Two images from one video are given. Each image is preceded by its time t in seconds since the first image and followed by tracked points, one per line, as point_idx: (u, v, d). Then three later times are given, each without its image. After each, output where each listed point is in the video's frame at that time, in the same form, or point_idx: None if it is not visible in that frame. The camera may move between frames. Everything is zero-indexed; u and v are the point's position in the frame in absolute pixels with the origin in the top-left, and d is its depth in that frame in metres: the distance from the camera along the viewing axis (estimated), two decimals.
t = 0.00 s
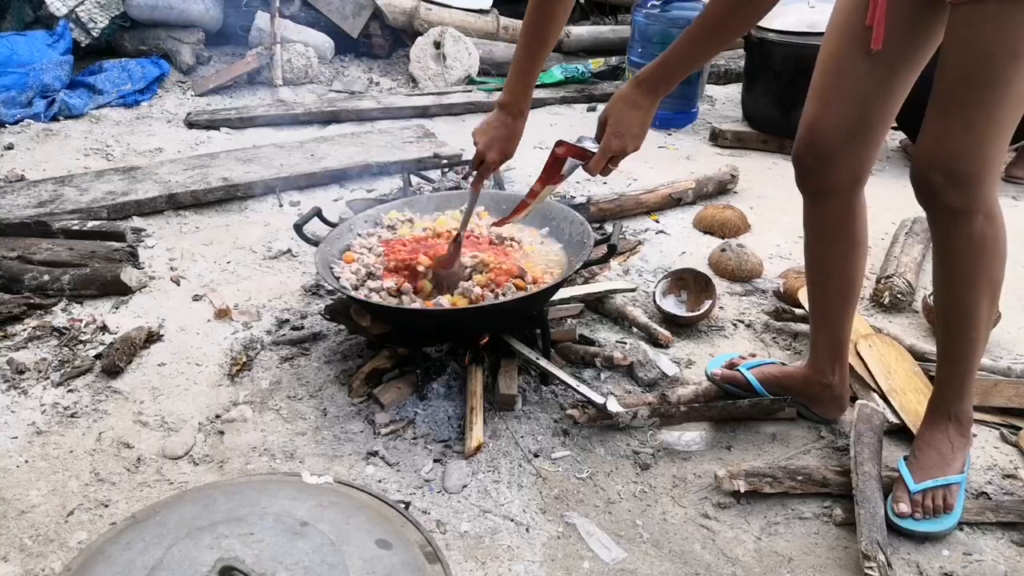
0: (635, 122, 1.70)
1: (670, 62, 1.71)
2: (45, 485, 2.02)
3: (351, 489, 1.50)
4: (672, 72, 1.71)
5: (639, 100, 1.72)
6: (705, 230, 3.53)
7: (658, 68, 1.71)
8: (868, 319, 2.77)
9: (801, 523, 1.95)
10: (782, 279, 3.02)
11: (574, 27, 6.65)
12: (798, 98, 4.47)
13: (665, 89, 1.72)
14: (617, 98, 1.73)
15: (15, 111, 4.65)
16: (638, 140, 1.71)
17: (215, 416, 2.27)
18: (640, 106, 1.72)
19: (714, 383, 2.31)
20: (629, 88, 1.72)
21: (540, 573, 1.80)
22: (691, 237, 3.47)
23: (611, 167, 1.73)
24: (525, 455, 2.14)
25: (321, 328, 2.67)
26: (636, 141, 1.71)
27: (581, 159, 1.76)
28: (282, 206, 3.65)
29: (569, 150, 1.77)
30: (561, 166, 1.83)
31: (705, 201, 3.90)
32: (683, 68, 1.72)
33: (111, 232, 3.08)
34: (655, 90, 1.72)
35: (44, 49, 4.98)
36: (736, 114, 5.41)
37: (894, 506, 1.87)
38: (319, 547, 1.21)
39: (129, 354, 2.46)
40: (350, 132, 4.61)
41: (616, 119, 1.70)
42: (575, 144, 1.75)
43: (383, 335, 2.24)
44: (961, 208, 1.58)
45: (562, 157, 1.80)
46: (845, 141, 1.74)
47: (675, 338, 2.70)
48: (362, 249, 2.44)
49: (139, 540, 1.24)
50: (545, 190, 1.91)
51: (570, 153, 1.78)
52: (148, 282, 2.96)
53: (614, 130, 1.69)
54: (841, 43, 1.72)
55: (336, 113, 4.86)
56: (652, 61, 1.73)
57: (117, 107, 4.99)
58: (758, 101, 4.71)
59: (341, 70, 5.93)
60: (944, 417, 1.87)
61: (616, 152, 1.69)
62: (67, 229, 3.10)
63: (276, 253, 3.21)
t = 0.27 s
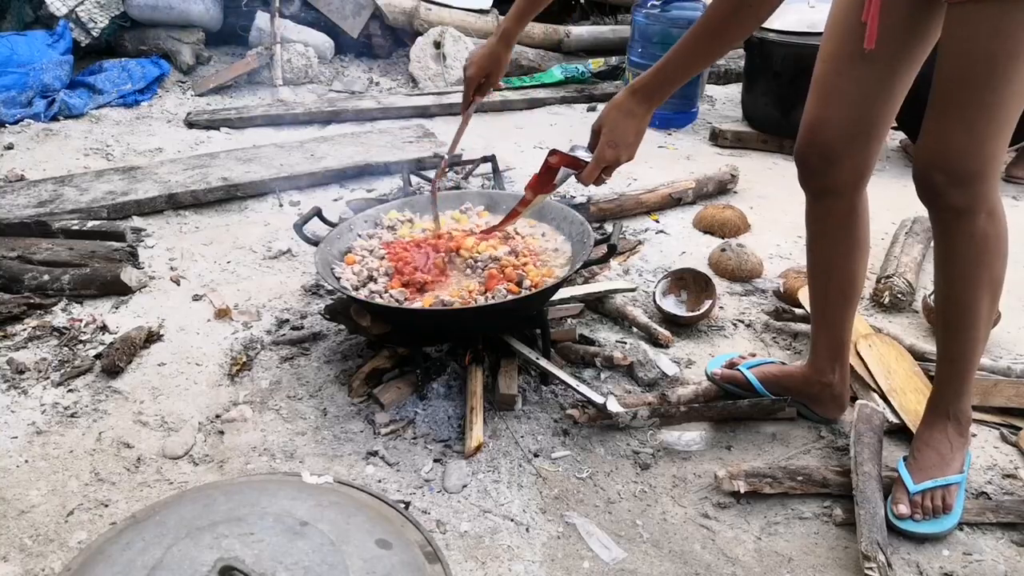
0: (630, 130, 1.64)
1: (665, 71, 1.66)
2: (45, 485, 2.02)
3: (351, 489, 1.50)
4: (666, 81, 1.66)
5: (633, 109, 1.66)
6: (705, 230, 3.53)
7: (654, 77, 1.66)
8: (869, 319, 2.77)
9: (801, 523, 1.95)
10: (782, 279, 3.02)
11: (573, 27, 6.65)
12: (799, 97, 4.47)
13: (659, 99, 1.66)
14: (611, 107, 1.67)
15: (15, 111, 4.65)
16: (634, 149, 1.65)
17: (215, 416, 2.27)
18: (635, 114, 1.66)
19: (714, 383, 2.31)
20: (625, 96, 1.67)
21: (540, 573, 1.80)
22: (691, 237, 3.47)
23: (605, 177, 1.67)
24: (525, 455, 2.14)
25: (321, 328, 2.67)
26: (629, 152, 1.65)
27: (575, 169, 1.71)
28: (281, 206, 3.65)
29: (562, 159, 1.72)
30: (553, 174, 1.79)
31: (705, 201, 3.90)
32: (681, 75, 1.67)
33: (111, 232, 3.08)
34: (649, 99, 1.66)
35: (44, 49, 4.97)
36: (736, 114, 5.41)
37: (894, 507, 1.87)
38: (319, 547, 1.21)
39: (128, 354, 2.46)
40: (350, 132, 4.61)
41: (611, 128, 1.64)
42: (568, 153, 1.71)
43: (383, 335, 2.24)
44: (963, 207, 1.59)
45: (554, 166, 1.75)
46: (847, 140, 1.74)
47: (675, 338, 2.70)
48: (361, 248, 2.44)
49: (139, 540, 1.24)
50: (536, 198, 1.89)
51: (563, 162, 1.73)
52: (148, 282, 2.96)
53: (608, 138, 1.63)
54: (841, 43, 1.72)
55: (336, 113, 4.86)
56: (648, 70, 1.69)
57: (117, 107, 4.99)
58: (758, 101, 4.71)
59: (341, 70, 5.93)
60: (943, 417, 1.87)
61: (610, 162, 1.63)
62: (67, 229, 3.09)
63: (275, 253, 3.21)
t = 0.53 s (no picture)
0: (637, 147, 1.61)
1: (668, 88, 1.64)
2: (45, 485, 2.02)
3: (351, 489, 1.50)
4: (671, 98, 1.64)
5: (638, 126, 1.63)
6: (705, 230, 3.53)
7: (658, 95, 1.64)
8: (868, 319, 2.77)
9: (801, 524, 1.95)
10: (782, 279, 3.02)
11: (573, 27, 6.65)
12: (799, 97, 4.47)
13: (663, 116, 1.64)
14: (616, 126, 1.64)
15: (15, 111, 4.65)
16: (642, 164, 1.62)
17: (215, 416, 2.27)
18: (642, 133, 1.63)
19: (714, 383, 2.31)
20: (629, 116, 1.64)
21: (540, 573, 1.80)
22: (691, 237, 3.47)
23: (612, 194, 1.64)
24: (525, 455, 2.14)
25: (321, 328, 2.67)
26: (637, 168, 1.61)
27: (584, 188, 1.65)
28: (281, 206, 3.65)
29: (571, 177, 1.67)
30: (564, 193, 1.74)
31: (705, 201, 3.90)
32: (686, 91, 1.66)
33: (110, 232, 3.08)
34: (655, 116, 1.65)
35: (44, 49, 4.97)
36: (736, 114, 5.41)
37: (894, 508, 1.87)
38: (319, 547, 1.21)
39: (128, 354, 2.46)
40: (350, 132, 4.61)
41: (617, 144, 1.60)
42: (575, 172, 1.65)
43: (383, 335, 2.24)
44: (974, 205, 1.60)
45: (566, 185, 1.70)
46: (835, 142, 1.73)
47: (675, 338, 2.70)
48: (361, 249, 2.44)
49: (139, 540, 1.24)
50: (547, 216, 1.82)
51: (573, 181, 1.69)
52: (148, 282, 2.96)
53: (616, 155, 1.60)
54: (838, 44, 1.71)
55: (336, 113, 4.86)
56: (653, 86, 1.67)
57: (117, 107, 4.99)
58: (758, 101, 4.71)
59: (340, 70, 5.93)
60: (945, 418, 1.88)
61: (621, 179, 1.59)
62: (67, 229, 3.09)
63: (275, 253, 3.21)
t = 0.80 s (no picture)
0: (639, 154, 1.66)
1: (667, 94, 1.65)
2: (45, 486, 2.02)
3: (351, 489, 1.50)
4: (670, 104, 1.65)
5: (640, 134, 1.66)
6: (705, 230, 3.53)
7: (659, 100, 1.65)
8: (868, 319, 2.77)
9: (801, 524, 1.95)
10: (782, 279, 3.02)
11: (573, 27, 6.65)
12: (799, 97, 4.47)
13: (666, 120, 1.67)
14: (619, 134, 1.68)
15: (15, 111, 4.65)
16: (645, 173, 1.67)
17: (215, 417, 2.27)
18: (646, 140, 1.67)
19: (714, 383, 2.31)
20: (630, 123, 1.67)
21: (540, 573, 1.80)
22: (691, 237, 3.47)
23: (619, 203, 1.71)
24: (526, 455, 2.14)
25: (321, 328, 2.67)
26: (642, 175, 1.67)
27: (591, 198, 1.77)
28: (281, 206, 3.65)
29: (578, 189, 1.80)
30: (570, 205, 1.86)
31: (705, 201, 3.90)
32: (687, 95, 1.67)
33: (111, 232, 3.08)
34: (656, 122, 1.67)
35: (44, 49, 4.98)
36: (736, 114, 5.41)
37: (894, 507, 1.87)
38: (319, 547, 1.21)
39: (129, 354, 2.47)
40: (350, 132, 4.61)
41: (619, 154, 1.66)
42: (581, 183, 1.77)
43: (383, 335, 2.24)
44: (975, 204, 1.60)
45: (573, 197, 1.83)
46: (837, 141, 1.74)
47: (675, 338, 2.70)
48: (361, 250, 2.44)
49: (139, 540, 1.24)
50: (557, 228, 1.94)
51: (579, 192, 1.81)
52: (148, 282, 2.96)
53: (621, 164, 1.65)
54: (837, 42, 1.71)
55: (336, 113, 4.86)
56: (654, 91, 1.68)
57: (117, 107, 4.99)
58: (758, 101, 4.71)
59: (340, 70, 5.93)
60: (945, 418, 1.88)
61: (625, 188, 1.65)
62: (67, 229, 3.09)
63: (275, 253, 3.21)
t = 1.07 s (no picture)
0: (601, 132, 1.67)
1: (633, 76, 1.68)
2: (45, 485, 2.02)
3: (351, 489, 1.50)
4: (636, 84, 1.68)
5: (603, 110, 1.68)
6: (705, 230, 3.53)
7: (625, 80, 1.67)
8: (869, 319, 2.77)
9: (801, 524, 1.95)
10: (782, 279, 3.02)
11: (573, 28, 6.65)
12: (798, 97, 4.47)
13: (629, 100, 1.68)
14: (582, 108, 1.69)
15: (15, 111, 4.65)
16: (605, 149, 1.69)
17: (215, 416, 2.27)
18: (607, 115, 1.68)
19: (714, 383, 2.31)
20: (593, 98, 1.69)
21: (540, 573, 1.80)
22: (691, 237, 3.47)
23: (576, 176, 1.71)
24: (525, 455, 2.14)
25: (321, 328, 2.67)
26: (601, 151, 1.68)
27: (547, 167, 1.76)
28: (281, 206, 3.65)
29: (535, 159, 1.77)
30: (526, 174, 1.85)
31: (705, 201, 3.90)
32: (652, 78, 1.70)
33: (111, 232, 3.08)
34: (620, 101, 1.68)
35: (44, 49, 4.98)
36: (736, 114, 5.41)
37: (893, 507, 1.87)
38: (319, 547, 1.21)
39: (128, 354, 2.46)
40: (350, 132, 4.61)
41: (581, 129, 1.67)
42: (541, 155, 1.75)
43: (383, 335, 2.24)
44: (970, 205, 1.60)
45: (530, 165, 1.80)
46: (854, 139, 1.74)
47: (675, 338, 2.70)
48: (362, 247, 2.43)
49: (139, 540, 1.24)
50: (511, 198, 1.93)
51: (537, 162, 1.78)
52: (148, 282, 2.96)
53: (580, 139, 1.66)
54: (848, 41, 1.72)
55: (336, 113, 4.86)
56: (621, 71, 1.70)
57: (117, 107, 4.99)
58: (758, 101, 4.71)
59: (341, 70, 5.93)
60: (944, 418, 1.88)
61: (580, 163, 1.66)
62: (67, 229, 3.09)
63: (275, 253, 3.21)
